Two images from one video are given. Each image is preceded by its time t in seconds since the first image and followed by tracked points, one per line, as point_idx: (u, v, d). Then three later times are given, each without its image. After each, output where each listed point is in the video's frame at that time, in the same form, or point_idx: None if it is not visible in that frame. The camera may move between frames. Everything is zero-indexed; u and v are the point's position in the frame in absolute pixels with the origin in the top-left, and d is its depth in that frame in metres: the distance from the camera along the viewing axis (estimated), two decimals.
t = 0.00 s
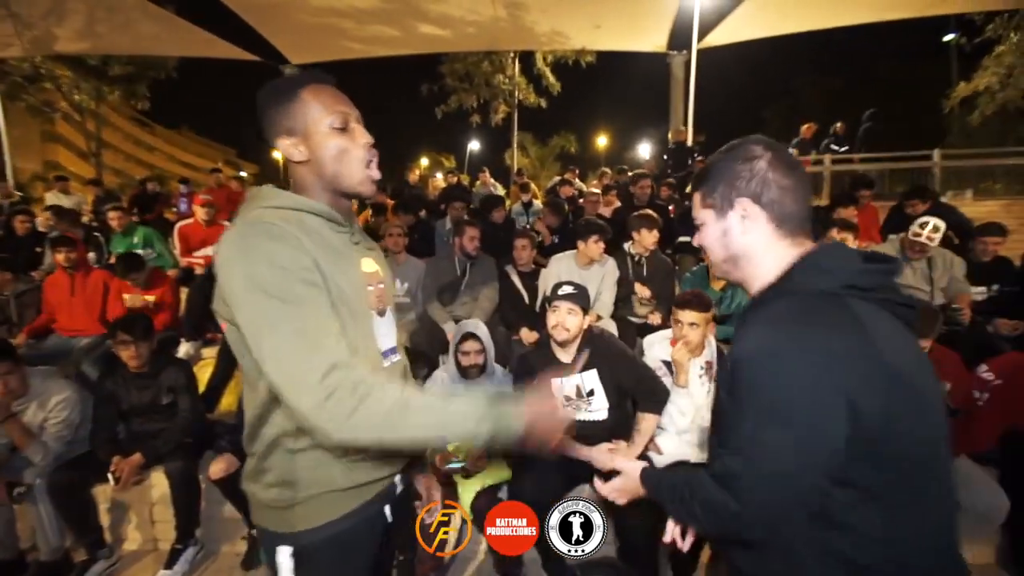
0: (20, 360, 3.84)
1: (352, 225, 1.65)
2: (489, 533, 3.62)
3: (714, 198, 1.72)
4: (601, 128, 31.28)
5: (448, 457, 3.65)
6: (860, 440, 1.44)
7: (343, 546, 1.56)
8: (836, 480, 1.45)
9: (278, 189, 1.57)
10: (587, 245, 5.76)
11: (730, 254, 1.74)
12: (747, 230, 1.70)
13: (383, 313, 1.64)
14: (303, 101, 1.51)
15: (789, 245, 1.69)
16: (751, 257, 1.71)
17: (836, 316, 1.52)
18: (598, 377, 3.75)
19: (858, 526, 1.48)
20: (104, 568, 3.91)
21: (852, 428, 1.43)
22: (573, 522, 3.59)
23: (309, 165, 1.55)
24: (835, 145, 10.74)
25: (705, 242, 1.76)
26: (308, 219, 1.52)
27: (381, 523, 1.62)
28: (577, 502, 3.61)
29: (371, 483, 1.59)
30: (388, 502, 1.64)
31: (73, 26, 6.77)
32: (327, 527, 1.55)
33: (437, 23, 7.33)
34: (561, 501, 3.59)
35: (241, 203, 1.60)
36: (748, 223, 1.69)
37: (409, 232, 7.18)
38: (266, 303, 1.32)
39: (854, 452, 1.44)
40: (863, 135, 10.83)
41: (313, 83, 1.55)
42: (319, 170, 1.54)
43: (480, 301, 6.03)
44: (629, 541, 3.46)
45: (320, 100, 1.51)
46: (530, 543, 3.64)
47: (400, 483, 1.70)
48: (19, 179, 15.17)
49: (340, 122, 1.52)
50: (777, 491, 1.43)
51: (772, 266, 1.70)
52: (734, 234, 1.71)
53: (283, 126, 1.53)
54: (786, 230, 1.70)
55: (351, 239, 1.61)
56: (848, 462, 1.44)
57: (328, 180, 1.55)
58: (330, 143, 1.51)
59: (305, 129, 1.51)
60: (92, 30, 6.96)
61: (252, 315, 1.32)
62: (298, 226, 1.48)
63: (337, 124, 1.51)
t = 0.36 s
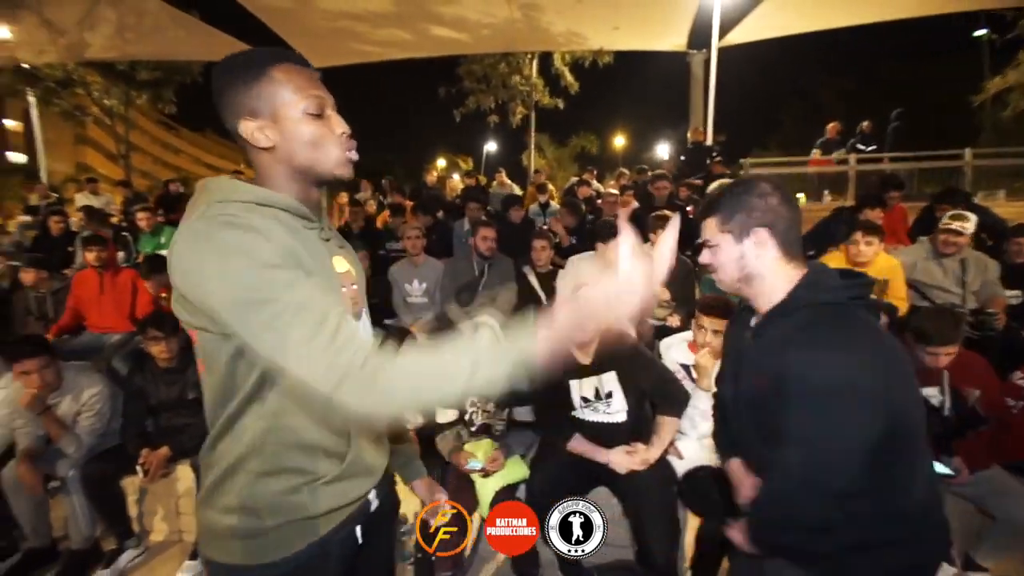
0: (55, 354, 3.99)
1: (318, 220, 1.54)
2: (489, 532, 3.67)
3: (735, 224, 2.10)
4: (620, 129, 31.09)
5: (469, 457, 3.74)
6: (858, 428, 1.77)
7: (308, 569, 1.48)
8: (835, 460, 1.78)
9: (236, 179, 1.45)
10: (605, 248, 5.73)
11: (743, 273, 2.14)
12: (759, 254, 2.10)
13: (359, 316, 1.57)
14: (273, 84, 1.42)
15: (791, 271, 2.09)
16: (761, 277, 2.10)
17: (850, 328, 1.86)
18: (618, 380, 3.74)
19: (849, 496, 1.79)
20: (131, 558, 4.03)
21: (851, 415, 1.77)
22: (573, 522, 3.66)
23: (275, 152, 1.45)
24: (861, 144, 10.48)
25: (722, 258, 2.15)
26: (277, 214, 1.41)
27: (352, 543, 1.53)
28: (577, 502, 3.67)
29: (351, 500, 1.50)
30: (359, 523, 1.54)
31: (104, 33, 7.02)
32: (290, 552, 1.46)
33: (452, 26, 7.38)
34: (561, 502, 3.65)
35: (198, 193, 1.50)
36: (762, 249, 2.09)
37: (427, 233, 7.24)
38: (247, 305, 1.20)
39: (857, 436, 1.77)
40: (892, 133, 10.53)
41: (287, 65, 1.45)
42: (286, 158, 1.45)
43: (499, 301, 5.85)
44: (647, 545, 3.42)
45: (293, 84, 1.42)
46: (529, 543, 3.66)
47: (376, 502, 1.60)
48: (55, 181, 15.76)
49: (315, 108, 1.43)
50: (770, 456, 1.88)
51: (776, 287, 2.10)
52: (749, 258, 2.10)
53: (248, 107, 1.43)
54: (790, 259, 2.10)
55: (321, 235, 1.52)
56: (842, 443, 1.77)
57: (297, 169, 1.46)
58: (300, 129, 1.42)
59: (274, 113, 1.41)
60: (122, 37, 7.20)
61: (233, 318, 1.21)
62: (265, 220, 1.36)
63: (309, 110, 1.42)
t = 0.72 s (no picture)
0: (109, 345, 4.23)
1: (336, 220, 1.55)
2: (489, 532, 3.77)
3: (900, 182, 1.78)
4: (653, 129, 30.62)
5: (499, 454, 3.86)
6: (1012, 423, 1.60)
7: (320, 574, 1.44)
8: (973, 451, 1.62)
9: (254, 176, 1.44)
10: (640, 250, 5.68)
11: (888, 242, 1.79)
12: (910, 226, 1.80)
13: (369, 324, 1.58)
14: (303, 86, 1.47)
15: (926, 257, 1.83)
16: (901, 252, 1.80)
17: (1006, 313, 1.64)
18: (650, 383, 3.68)
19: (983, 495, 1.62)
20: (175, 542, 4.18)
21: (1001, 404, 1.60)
22: (573, 522, 3.65)
23: (296, 149, 1.48)
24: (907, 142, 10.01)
25: (866, 220, 1.80)
26: (297, 215, 1.40)
27: (363, 547, 1.51)
28: (577, 501, 3.65)
29: (349, 514, 1.46)
30: (370, 525, 1.53)
31: (154, 43, 7.39)
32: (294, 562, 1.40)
33: (480, 29, 7.44)
34: (561, 502, 3.67)
35: (215, 188, 1.47)
36: (915, 219, 1.80)
37: (457, 233, 7.31)
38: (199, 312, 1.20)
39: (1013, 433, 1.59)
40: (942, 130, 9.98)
41: (315, 68, 1.51)
42: (308, 154, 1.47)
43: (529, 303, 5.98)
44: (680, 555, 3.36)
45: (321, 87, 1.48)
46: (529, 542, 3.80)
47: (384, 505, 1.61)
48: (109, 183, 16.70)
49: (340, 110, 1.48)
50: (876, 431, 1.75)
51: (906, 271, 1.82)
52: (903, 223, 1.79)
53: (274, 106, 1.47)
54: (927, 245, 1.85)
55: (338, 241, 1.50)
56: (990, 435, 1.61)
57: (316, 166, 1.48)
58: (326, 130, 1.46)
59: (300, 112, 1.46)
60: (170, 46, 7.55)
61: (167, 322, 1.20)
62: (291, 217, 1.38)
63: (336, 112, 1.47)
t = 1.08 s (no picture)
0: (149, 341, 4.38)
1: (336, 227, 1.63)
2: (488, 531, 3.70)
3: None
4: (678, 128, 30.15)
5: (522, 451, 3.83)
6: None
7: (335, 549, 1.57)
8: None
9: (260, 188, 1.50)
10: (664, 249, 5.58)
11: None
12: None
13: (365, 318, 1.64)
14: (301, 103, 1.54)
15: None
16: None
17: None
18: (676, 386, 3.63)
19: None
20: (208, 531, 4.31)
21: None
22: (573, 522, 3.64)
23: (298, 162, 1.55)
24: (946, 139, 9.62)
25: None
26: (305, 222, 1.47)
27: (365, 523, 1.67)
28: (576, 501, 3.66)
29: (358, 489, 1.60)
30: (371, 504, 1.69)
31: (191, 50, 7.65)
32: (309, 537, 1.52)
33: (503, 31, 7.47)
34: (561, 501, 3.66)
35: (224, 200, 1.54)
36: None
37: (481, 234, 7.34)
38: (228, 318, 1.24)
39: None
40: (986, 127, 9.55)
41: (311, 84, 1.58)
42: (310, 167, 1.54)
43: (553, 304, 5.95)
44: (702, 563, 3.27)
45: (316, 102, 1.55)
46: (528, 544, 3.75)
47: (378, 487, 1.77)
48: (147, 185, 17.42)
49: (335, 123, 1.56)
50: None
51: None
52: None
53: (276, 123, 1.54)
54: None
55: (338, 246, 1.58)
56: None
57: (318, 178, 1.55)
58: (324, 144, 1.54)
59: (299, 127, 1.52)
60: (206, 54, 7.83)
61: (205, 335, 1.24)
62: (298, 223, 1.44)
63: (332, 126, 1.55)
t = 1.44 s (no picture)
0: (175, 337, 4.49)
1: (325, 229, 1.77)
2: (489, 531, 3.70)
3: None
4: (697, 128, 29.80)
5: (539, 451, 3.74)
6: None
7: (313, 527, 1.68)
8: None
9: (258, 188, 1.67)
10: (682, 249, 5.47)
11: None
12: None
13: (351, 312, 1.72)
14: (289, 117, 1.65)
15: None
16: None
17: None
18: (696, 389, 3.58)
19: None
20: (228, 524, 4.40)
21: None
22: (573, 523, 3.61)
23: (289, 171, 1.67)
24: (977, 138, 9.33)
25: None
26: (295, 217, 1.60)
27: (347, 504, 1.75)
28: (576, 501, 3.63)
29: (342, 469, 1.70)
30: (354, 487, 1.77)
31: (216, 53, 7.83)
32: (294, 511, 1.64)
33: (521, 32, 7.47)
34: (560, 502, 3.64)
35: (226, 199, 1.70)
36: None
37: (498, 234, 7.35)
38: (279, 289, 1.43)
39: None
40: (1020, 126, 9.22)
41: (300, 100, 1.69)
42: (298, 175, 1.66)
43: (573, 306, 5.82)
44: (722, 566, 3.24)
45: (303, 115, 1.65)
46: (530, 542, 3.74)
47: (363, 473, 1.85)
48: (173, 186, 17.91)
49: (320, 135, 1.66)
50: None
51: None
52: None
53: (269, 135, 1.67)
54: None
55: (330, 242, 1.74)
56: None
57: (306, 185, 1.67)
58: (309, 154, 1.65)
59: (288, 140, 1.65)
60: (231, 57, 8.01)
61: (263, 281, 1.46)
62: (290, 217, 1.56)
63: (317, 138, 1.65)
